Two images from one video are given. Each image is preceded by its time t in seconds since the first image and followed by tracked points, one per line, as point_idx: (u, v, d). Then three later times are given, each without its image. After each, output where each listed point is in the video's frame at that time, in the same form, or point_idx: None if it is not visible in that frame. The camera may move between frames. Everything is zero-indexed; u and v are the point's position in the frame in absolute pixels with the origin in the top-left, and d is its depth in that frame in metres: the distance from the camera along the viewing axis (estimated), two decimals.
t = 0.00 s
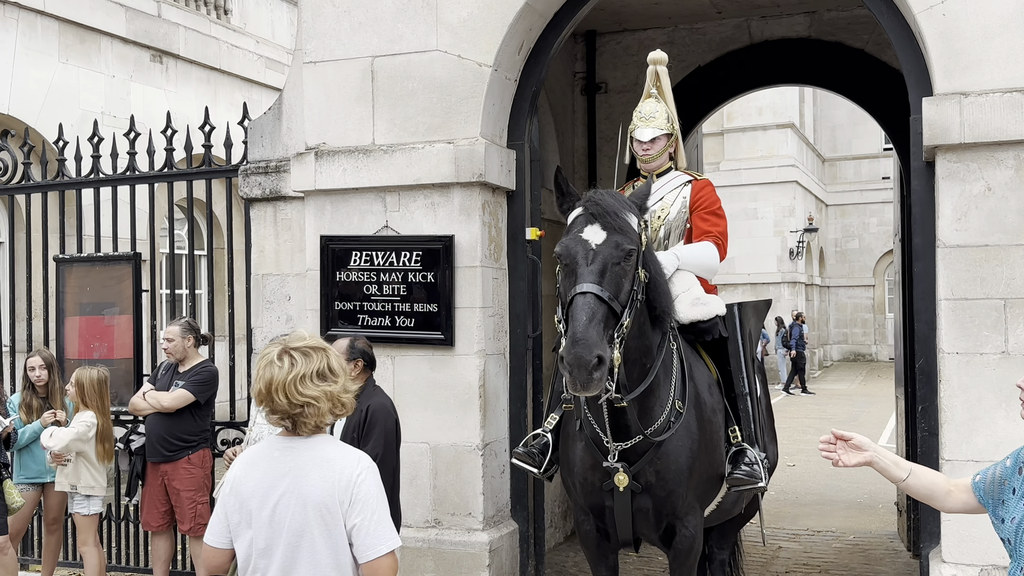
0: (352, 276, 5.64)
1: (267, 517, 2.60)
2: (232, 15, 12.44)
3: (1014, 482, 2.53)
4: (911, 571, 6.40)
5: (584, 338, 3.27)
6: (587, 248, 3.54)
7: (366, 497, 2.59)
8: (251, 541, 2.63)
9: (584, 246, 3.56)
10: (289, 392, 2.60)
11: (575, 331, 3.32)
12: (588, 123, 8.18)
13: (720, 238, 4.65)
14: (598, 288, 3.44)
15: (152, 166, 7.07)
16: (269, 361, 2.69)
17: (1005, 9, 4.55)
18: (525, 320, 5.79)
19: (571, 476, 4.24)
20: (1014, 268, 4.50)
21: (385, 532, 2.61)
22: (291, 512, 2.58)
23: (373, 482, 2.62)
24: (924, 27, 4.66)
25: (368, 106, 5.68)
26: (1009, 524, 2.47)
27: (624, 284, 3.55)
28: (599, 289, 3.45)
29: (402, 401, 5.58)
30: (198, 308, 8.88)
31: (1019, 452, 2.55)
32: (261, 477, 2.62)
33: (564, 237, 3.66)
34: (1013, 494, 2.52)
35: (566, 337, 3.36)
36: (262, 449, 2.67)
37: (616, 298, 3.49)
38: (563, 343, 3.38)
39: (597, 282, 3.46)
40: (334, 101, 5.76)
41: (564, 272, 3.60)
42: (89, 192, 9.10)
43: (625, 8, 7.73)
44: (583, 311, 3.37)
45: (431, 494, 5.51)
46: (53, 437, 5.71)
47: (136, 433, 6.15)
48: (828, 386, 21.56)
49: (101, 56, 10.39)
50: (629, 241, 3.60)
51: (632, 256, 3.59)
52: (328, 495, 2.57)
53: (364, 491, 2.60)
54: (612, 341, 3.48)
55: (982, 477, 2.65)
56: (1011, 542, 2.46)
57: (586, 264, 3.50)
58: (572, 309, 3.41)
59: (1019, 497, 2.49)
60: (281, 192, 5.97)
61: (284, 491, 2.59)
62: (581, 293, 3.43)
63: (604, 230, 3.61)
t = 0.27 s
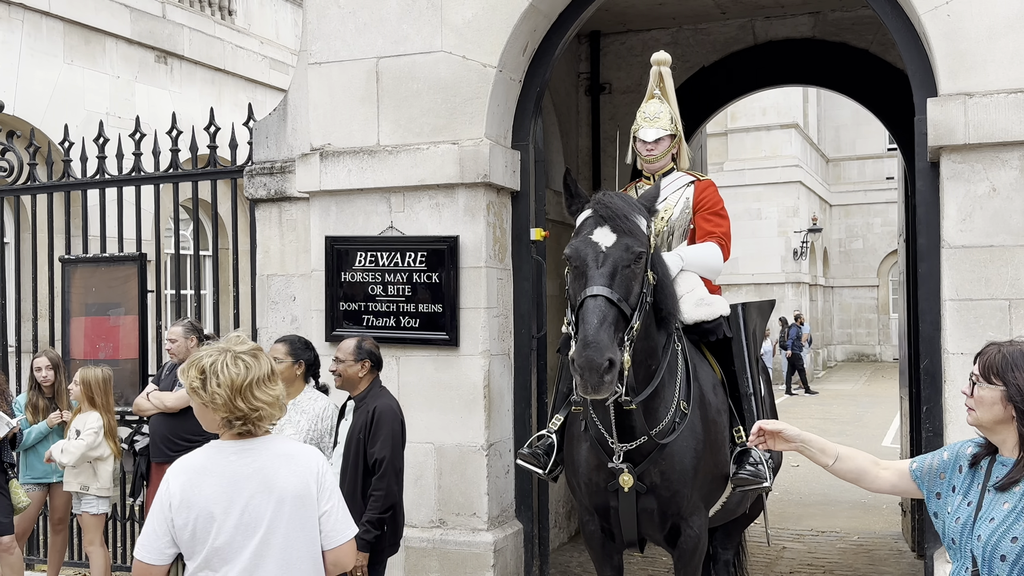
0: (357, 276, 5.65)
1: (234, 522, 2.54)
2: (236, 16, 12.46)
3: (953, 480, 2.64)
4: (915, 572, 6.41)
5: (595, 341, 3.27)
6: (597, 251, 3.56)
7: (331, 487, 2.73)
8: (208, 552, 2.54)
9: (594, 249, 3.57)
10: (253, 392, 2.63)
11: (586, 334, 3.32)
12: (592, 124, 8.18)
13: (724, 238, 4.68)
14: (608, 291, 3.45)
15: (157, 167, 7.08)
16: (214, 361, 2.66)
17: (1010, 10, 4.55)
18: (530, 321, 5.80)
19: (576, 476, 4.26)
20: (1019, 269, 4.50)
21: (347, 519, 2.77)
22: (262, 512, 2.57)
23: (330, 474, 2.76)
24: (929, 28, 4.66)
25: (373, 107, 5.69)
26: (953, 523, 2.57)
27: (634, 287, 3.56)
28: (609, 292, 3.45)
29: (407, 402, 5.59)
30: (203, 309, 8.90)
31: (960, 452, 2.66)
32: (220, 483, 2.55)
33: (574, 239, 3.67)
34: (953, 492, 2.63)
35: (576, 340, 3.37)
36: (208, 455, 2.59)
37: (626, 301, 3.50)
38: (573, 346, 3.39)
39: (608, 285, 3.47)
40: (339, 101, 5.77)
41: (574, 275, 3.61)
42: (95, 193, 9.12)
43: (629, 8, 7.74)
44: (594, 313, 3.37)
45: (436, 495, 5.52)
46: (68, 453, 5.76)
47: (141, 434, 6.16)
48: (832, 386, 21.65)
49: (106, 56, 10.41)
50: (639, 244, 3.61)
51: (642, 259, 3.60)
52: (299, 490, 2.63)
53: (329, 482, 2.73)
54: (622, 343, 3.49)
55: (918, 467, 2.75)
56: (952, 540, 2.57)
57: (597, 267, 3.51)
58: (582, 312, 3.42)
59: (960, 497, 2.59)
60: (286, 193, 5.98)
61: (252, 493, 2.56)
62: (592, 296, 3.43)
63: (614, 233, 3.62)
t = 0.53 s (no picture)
0: (362, 276, 5.66)
1: (211, 510, 2.68)
2: (241, 17, 12.47)
3: (910, 476, 2.64)
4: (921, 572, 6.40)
5: (639, 347, 3.28)
6: (629, 256, 3.56)
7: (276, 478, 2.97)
8: (186, 542, 2.63)
9: (626, 253, 3.57)
10: (210, 385, 2.77)
11: (628, 339, 3.33)
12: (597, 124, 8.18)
13: (729, 239, 4.67)
14: (645, 295, 3.46)
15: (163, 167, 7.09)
16: (168, 354, 2.78)
17: (1016, 10, 4.55)
18: (535, 321, 5.80)
19: (582, 476, 4.28)
20: None
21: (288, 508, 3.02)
22: (234, 498, 2.74)
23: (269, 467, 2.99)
24: (935, 28, 4.65)
25: (379, 108, 5.70)
26: (911, 521, 2.57)
27: (663, 292, 3.59)
28: (646, 296, 3.47)
29: (413, 401, 5.59)
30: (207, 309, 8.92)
31: (917, 447, 2.66)
32: (195, 474, 2.67)
33: (601, 243, 3.67)
34: (909, 487, 2.63)
35: (617, 345, 3.37)
36: (174, 448, 2.70)
37: (658, 305, 3.53)
38: (612, 351, 3.39)
39: (643, 289, 3.48)
40: (345, 102, 5.78)
41: (603, 278, 3.60)
42: (100, 193, 9.14)
43: (634, 9, 7.74)
44: (636, 318, 3.38)
45: (442, 494, 5.53)
46: (88, 471, 5.75)
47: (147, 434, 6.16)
48: (837, 387, 21.66)
49: (112, 57, 10.43)
50: (667, 248, 3.64)
51: (671, 263, 3.63)
52: (260, 480, 2.84)
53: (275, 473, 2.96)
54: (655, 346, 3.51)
55: (875, 457, 2.75)
56: (910, 538, 2.57)
57: (631, 271, 3.53)
58: (621, 316, 3.42)
59: (917, 493, 2.59)
60: (292, 194, 5.99)
61: (223, 482, 2.72)
62: (630, 301, 3.44)
63: (643, 237, 3.63)
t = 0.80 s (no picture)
0: (369, 275, 5.67)
1: (184, 502, 2.76)
2: (245, 17, 12.49)
3: (897, 473, 2.66)
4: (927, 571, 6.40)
5: (710, 341, 3.20)
6: (674, 253, 3.49)
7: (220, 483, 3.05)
8: (164, 535, 2.68)
9: (670, 250, 3.50)
10: (173, 386, 2.85)
11: (697, 333, 3.24)
12: (602, 124, 8.18)
13: (734, 239, 4.68)
14: (699, 290, 3.40)
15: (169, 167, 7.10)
16: (135, 354, 2.84)
17: None
18: (541, 320, 5.81)
19: (587, 475, 4.30)
20: None
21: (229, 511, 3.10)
22: (198, 492, 2.83)
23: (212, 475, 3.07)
24: (943, 26, 4.66)
25: (385, 107, 5.71)
26: (896, 517, 2.59)
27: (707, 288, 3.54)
28: (700, 291, 3.40)
29: (420, 400, 5.60)
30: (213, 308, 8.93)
31: (904, 445, 2.68)
32: (168, 468, 2.74)
33: (641, 243, 3.58)
34: (897, 485, 2.65)
35: (682, 343, 3.28)
36: (144, 444, 2.75)
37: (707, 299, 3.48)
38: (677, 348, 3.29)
39: (696, 284, 3.42)
40: (352, 102, 5.79)
41: (649, 277, 3.51)
42: (106, 193, 9.16)
43: (639, 8, 7.74)
44: (699, 313, 3.31)
45: (448, 493, 5.53)
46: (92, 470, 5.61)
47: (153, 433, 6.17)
48: (841, 386, 21.57)
49: (117, 57, 10.46)
50: (705, 242, 3.60)
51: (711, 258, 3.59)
52: (214, 479, 2.93)
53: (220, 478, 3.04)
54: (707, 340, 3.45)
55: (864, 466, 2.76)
56: (896, 534, 2.59)
57: (680, 267, 3.45)
58: (682, 312, 3.33)
59: (903, 491, 2.60)
60: (299, 193, 6.00)
61: (190, 476, 2.81)
62: (687, 296, 3.36)
63: (683, 233, 3.57)
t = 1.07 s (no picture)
0: (372, 275, 5.67)
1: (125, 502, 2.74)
2: (248, 16, 12.50)
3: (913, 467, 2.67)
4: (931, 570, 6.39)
5: (756, 348, 3.16)
6: (709, 259, 3.42)
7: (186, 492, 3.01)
8: (89, 530, 2.68)
9: (704, 256, 3.43)
10: (138, 387, 2.86)
11: (742, 341, 3.19)
12: (605, 123, 8.18)
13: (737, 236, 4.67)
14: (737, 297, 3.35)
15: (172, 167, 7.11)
16: (101, 352, 2.84)
17: None
18: (545, 319, 5.81)
19: (590, 474, 4.30)
20: None
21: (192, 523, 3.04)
22: (143, 496, 2.81)
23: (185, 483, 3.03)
24: (947, 24, 4.65)
25: (389, 106, 5.71)
26: (902, 509, 2.61)
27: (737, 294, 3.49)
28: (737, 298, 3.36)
29: (423, 399, 5.60)
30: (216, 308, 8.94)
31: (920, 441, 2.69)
32: (113, 463, 2.75)
33: (673, 249, 3.49)
34: (911, 480, 2.66)
35: (726, 350, 3.21)
36: (97, 437, 2.77)
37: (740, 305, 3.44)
38: (720, 356, 3.22)
39: (733, 291, 3.36)
40: (355, 101, 5.79)
41: (684, 284, 3.42)
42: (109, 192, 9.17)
43: (643, 7, 7.74)
44: (741, 319, 3.25)
45: (452, 492, 5.53)
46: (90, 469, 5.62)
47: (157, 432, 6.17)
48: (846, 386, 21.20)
49: (120, 56, 10.47)
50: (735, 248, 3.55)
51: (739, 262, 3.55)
52: (168, 487, 2.90)
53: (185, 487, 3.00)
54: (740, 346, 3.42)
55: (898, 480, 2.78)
56: (898, 524, 2.62)
57: (716, 274, 3.38)
58: (725, 319, 3.26)
59: (915, 486, 2.62)
60: (302, 192, 6.00)
61: (137, 478, 2.80)
62: (727, 303, 3.30)
63: (714, 239, 3.50)
